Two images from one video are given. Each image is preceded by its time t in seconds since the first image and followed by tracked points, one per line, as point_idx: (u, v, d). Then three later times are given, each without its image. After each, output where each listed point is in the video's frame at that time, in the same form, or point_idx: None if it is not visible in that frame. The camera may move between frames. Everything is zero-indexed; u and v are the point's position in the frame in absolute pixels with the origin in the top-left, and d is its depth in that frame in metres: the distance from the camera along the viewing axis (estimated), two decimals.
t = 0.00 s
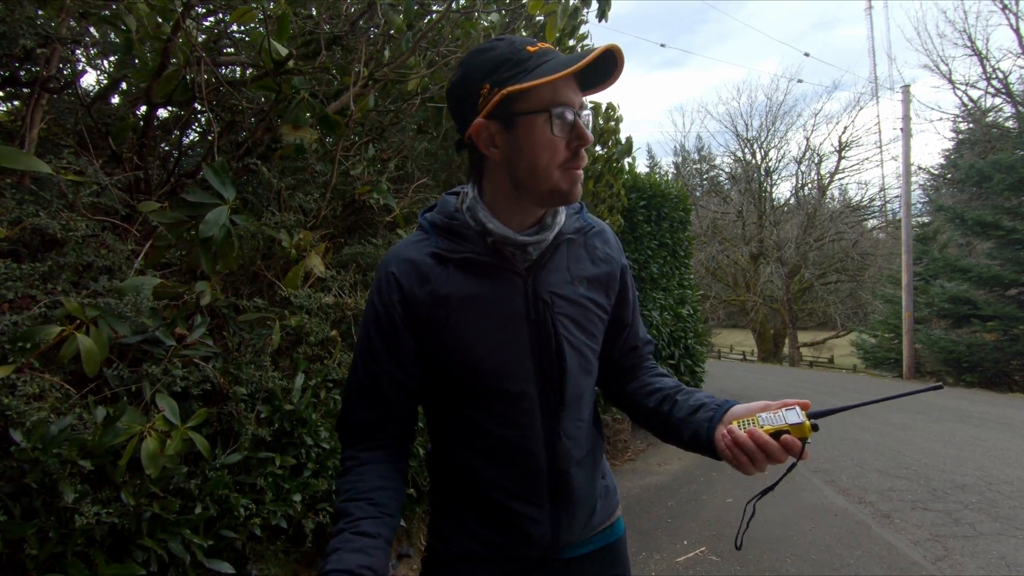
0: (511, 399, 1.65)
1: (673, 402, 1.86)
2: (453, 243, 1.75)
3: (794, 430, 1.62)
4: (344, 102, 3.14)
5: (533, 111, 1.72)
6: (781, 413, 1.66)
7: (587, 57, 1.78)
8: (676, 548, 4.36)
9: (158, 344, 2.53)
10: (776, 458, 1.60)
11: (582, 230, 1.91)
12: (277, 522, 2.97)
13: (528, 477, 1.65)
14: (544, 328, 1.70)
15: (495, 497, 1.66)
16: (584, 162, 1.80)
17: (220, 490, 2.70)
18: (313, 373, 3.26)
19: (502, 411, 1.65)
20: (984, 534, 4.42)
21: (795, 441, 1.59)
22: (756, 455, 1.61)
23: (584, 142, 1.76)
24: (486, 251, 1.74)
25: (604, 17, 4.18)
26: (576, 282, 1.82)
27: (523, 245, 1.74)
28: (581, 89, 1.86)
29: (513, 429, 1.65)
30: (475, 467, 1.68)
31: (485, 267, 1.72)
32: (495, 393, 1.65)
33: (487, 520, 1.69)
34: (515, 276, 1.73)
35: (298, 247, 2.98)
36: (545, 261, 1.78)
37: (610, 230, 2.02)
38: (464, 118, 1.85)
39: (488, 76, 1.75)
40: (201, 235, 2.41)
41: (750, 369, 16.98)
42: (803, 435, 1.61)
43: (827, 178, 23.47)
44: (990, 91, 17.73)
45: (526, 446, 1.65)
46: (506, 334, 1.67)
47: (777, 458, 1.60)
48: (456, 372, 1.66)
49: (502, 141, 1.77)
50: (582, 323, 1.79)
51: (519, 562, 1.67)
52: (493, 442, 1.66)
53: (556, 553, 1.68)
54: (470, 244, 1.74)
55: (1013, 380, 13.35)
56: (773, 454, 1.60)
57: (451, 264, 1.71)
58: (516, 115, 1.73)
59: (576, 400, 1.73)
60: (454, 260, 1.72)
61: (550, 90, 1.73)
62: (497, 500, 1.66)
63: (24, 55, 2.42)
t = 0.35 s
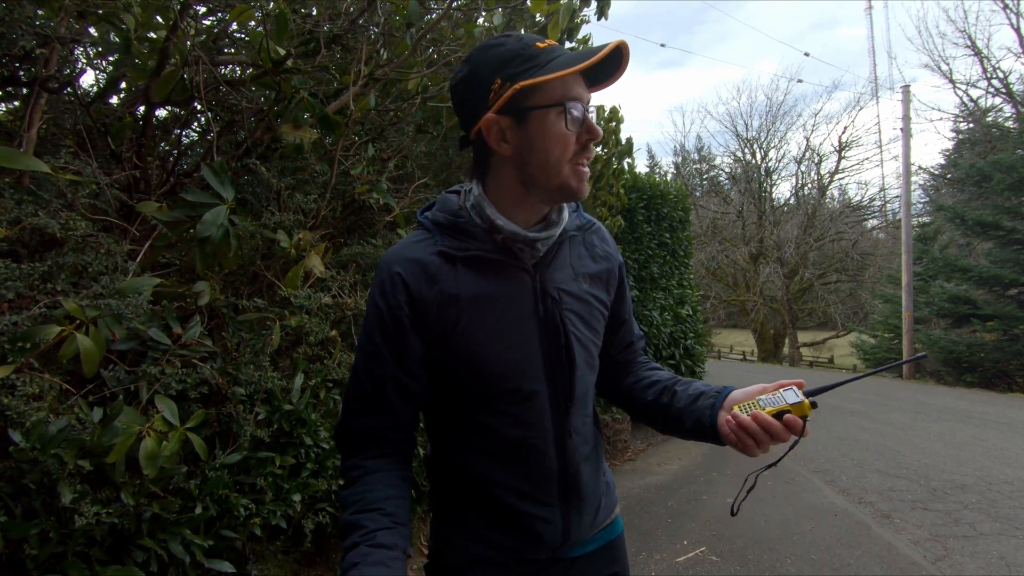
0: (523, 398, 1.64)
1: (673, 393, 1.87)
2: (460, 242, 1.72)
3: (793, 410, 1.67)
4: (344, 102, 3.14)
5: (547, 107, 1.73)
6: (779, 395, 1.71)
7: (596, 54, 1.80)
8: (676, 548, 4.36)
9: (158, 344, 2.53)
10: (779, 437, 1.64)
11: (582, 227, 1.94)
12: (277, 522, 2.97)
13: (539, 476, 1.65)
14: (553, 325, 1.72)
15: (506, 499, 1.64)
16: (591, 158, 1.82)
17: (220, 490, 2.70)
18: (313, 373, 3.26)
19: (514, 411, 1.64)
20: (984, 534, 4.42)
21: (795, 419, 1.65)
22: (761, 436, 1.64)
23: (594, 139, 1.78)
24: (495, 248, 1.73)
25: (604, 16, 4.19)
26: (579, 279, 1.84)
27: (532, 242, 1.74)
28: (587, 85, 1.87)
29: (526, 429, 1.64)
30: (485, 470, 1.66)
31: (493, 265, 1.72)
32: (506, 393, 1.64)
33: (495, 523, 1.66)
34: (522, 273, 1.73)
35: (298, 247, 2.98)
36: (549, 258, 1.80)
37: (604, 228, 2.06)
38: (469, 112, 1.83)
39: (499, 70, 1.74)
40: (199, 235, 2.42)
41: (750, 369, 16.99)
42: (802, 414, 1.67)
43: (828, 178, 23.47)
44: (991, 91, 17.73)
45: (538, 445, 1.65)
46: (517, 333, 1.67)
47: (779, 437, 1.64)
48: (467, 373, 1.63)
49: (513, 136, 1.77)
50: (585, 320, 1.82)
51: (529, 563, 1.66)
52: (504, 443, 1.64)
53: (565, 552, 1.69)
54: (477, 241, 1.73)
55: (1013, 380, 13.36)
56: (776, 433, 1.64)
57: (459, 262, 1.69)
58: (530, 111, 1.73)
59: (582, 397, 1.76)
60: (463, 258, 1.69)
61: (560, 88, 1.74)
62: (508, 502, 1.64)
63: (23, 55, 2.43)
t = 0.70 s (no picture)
0: (532, 389, 1.65)
1: (670, 377, 1.88)
2: (465, 237, 1.72)
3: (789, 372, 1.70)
4: (344, 102, 3.14)
5: (557, 106, 1.77)
6: (774, 362, 1.75)
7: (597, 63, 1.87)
8: (676, 548, 4.36)
9: (158, 344, 2.53)
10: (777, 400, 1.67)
11: (575, 224, 1.97)
12: (277, 522, 2.97)
13: (549, 470, 1.65)
14: (558, 317, 1.73)
15: (518, 496, 1.63)
16: (588, 159, 1.88)
17: (220, 490, 2.71)
18: (313, 373, 3.26)
19: (524, 403, 1.64)
20: (984, 534, 4.42)
21: (792, 380, 1.68)
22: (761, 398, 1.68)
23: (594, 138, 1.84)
24: (500, 241, 1.74)
25: (604, 16, 4.19)
26: (578, 273, 1.86)
27: (535, 234, 1.77)
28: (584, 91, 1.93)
29: (536, 421, 1.64)
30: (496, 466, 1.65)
31: (498, 258, 1.72)
32: (517, 386, 1.64)
33: (507, 520, 1.65)
34: (525, 266, 1.75)
35: (298, 247, 2.99)
36: (550, 252, 1.82)
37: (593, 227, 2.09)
38: (474, 109, 1.82)
39: (511, 69, 1.76)
40: (200, 235, 2.41)
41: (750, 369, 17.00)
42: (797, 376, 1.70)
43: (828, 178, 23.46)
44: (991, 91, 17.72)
45: (548, 437, 1.65)
46: (524, 325, 1.68)
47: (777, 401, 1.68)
48: (477, 367, 1.63)
49: (522, 133, 1.78)
50: (586, 313, 1.84)
51: (542, 559, 1.65)
52: (514, 437, 1.63)
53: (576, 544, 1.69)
54: (482, 236, 1.74)
55: (1013, 380, 13.34)
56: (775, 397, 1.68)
57: (465, 257, 1.70)
58: (541, 109, 1.76)
59: (586, 388, 1.78)
60: (469, 252, 1.70)
61: (565, 88, 1.79)
62: (519, 499, 1.63)
63: (25, 55, 2.42)
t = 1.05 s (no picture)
0: (530, 395, 1.64)
1: (676, 377, 1.87)
2: (459, 248, 1.74)
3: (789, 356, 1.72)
4: (344, 102, 3.14)
5: (546, 125, 1.78)
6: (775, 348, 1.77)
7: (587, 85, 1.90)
8: (676, 548, 4.36)
9: (158, 344, 2.53)
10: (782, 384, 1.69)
11: (567, 238, 1.98)
12: (277, 522, 2.97)
13: (550, 476, 1.64)
14: (553, 322, 1.73)
15: (520, 503, 1.61)
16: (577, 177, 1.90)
17: (220, 489, 2.71)
18: (313, 373, 3.26)
19: (522, 408, 1.63)
20: (984, 534, 4.42)
21: (793, 363, 1.69)
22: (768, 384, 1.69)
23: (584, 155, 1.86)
24: (494, 251, 1.75)
25: (604, 17, 4.19)
26: (572, 282, 1.86)
27: (527, 243, 1.79)
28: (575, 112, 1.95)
29: (534, 425, 1.64)
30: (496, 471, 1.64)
31: (494, 266, 1.73)
32: (514, 391, 1.63)
33: (509, 528, 1.64)
34: (520, 274, 1.75)
35: (298, 247, 2.98)
36: (543, 261, 1.83)
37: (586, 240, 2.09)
38: (468, 126, 1.82)
39: (503, 89, 1.78)
40: (200, 235, 2.41)
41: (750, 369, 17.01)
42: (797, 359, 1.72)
43: (828, 178, 23.45)
44: (991, 91, 17.72)
45: (549, 443, 1.64)
46: (520, 331, 1.68)
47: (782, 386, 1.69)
48: (473, 372, 1.64)
49: (513, 150, 1.79)
50: (583, 320, 1.83)
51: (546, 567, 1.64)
52: (514, 443, 1.62)
53: (581, 552, 1.67)
54: (476, 246, 1.74)
55: (1013, 380, 13.33)
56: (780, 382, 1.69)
57: (460, 266, 1.71)
58: (531, 127, 1.77)
59: (584, 394, 1.76)
60: (464, 261, 1.71)
61: (556, 107, 1.81)
62: (521, 506, 1.61)
63: (25, 55, 2.41)
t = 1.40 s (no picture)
0: (531, 395, 1.64)
1: (677, 387, 1.86)
2: (463, 248, 1.74)
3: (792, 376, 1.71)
4: (345, 102, 3.14)
5: (528, 119, 1.77)
6: (777, 366, 1.75)
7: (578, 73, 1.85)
8: (676, 548, 4.36)
9: (157, 344, 2.53)
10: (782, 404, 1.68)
11: (576, 237, 1.95)
12: (277, 522, 2.97)
13: (549, 477, 1.63)
14: (555, 323, 1.72)
15: (518, 503, 1.61)
16: (574, 168, 1.84)
17: (220, 489, 2.71)
18: (313, 373, 3.25)
19: (522, 409, 1.63)
20: (984, 534, 4.42)
21: (794, 384, 1.68)
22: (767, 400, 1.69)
23: (574, 148, 1.80)
24: (497, 251, 1.75)
25: (608, 23, 4.19)
26: (577, 282, 1.85)
27: (530, 245, 1.78)
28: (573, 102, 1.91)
29: (533, 427, 1.63)
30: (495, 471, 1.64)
31: (497, 267, 1.73)
32: (515, 391, 1.63)
33: (507, 528, 1.63)
34: (523, 275, 1.74)
35: (299, 247, 2.98)
36: (547, 262, 1.82)
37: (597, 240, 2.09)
38: (464, 130, 1.89)
39: (486, 88, 1.80)
40: (201, 236, 2.41)
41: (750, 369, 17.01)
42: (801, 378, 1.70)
43: (828, 178, 23.45)
44: (991, 91, 17.71)
45: (547, 445, 1.64)
46: (521, 332, 1.68)
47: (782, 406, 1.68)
48: (474, 372, 1.64)
49: (497, 148, 1.81)
50: (586, 322, 1.82)
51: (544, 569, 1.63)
52: (513, 443, 1.62)
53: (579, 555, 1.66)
54: (479, 246, 1.74)
55: (1013, 380, 13.34)
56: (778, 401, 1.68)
57: (462, 266, 1.71)
58: (512, 123, 1.77)
59: (586, 396, 1.75)
60: (467, 261, 1.72)
61: (540, 103, 1.78)
62: (520, 506, 1.61)
63: (25, 55, 2.41)
